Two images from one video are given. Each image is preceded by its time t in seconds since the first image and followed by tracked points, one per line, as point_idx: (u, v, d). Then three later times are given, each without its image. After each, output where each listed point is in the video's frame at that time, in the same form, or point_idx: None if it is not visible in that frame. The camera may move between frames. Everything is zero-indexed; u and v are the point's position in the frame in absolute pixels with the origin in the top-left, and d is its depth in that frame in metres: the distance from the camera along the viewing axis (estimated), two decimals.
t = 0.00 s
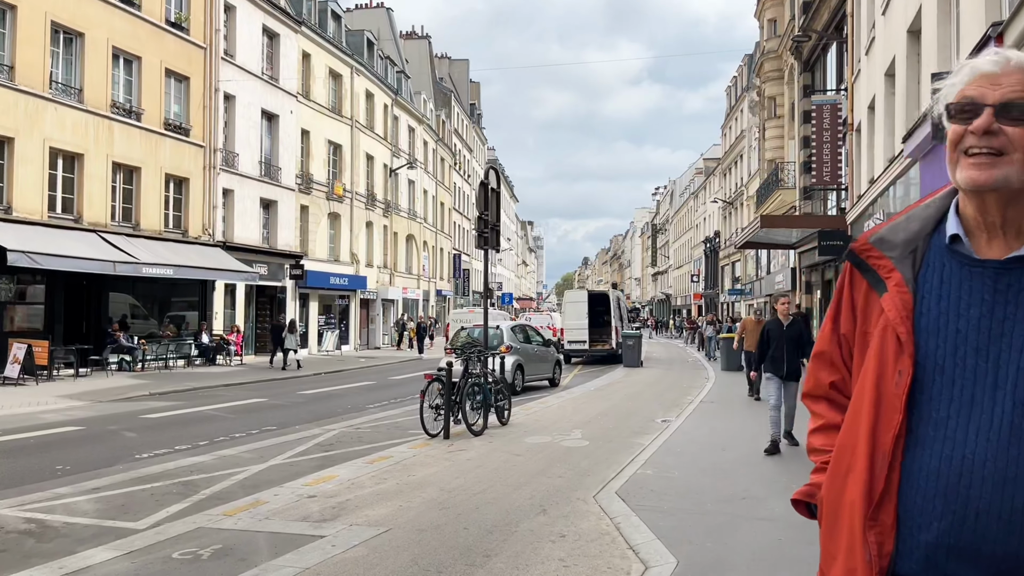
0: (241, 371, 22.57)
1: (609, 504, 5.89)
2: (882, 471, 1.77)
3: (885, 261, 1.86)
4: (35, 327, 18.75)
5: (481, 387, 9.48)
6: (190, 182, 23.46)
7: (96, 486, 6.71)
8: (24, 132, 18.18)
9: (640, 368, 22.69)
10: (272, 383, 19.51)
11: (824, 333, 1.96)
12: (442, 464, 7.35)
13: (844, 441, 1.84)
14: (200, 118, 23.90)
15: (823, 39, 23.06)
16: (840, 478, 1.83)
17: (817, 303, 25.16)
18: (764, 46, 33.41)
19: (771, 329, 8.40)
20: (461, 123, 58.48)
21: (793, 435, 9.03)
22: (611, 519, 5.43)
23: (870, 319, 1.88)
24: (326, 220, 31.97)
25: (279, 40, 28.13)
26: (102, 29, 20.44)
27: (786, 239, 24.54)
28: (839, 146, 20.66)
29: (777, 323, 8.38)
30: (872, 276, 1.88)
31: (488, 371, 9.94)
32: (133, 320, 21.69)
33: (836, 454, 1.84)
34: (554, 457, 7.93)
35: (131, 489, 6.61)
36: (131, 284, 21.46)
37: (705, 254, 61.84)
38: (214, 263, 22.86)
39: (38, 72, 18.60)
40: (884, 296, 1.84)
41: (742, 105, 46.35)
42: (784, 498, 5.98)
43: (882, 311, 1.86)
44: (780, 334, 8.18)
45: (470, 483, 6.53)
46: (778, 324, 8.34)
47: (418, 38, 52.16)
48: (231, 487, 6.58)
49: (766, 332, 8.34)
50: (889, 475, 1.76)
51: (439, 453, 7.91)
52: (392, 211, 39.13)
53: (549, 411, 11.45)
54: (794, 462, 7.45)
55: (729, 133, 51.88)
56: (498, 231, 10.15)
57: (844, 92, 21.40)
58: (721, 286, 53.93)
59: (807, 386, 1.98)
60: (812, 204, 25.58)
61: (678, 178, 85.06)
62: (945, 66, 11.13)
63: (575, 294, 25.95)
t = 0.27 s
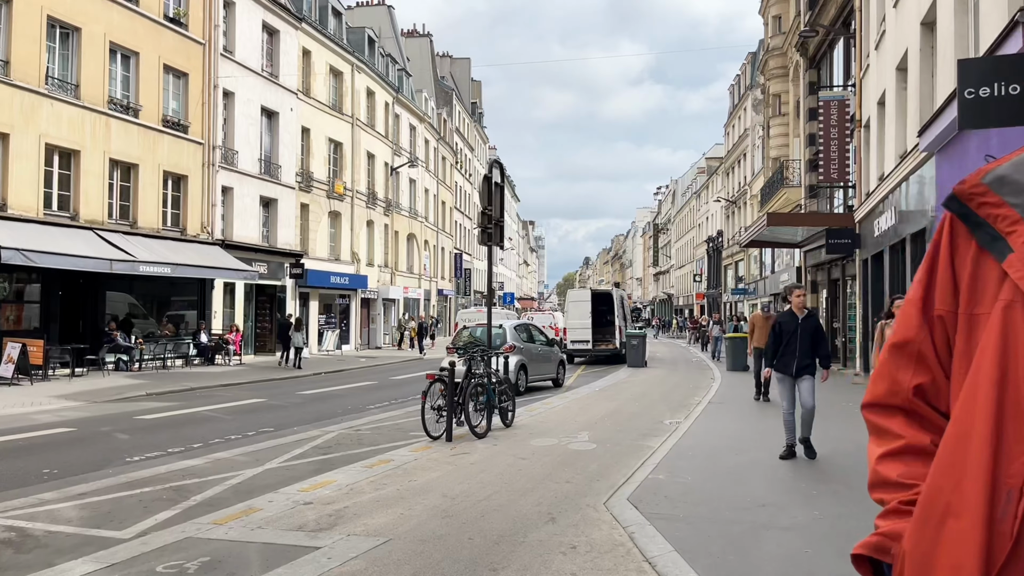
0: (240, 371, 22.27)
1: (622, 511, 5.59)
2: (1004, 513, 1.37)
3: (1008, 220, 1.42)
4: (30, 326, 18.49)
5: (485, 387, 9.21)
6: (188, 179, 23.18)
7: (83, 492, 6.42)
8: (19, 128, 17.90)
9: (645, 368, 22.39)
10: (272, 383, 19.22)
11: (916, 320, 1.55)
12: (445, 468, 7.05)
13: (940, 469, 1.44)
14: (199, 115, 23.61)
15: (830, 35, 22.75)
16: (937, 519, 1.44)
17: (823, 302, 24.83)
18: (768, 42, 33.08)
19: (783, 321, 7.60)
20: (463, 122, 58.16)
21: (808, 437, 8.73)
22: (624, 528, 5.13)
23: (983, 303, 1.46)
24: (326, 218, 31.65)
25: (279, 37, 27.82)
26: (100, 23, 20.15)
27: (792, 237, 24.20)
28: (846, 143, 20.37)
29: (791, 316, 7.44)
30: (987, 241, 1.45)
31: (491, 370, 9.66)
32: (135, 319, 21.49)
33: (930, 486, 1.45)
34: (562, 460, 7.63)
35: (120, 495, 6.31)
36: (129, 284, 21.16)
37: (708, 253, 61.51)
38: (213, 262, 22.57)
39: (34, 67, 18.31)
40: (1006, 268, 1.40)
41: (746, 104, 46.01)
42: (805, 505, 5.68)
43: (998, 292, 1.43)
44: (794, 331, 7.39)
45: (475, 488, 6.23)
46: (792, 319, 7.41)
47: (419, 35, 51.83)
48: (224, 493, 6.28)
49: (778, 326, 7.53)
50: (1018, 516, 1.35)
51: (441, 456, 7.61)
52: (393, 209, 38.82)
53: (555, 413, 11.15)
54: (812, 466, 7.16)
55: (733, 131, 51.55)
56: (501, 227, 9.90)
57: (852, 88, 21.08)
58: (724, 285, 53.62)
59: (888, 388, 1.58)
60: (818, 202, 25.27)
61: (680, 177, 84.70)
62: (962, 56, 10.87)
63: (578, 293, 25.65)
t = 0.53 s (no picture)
0: (239, 372, 21.99)
1: (632, 528, 5.29)
2: None
3: None
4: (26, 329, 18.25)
5: (487, 396, 8.88)
6: (187, 179, 22.91)
7: (66, 505, 6.14)
8: (14, 126, 17.62)
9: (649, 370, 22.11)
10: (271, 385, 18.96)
11: None
12: (445, 479, 6.76)
13: None
14: (197, 114, 23.34)
15: (837, 32, 22.47)
16: None
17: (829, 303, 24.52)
18: (773, 40, 32.78)
19: (802, 327, 6.98)
20: (465, 121, 57.87)
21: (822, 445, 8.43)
22: (635, 547, 4.85)
23: None
24: (327, 218, 31.38)
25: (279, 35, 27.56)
26: (96, 21, 19.88)
27: (797, 237, 23.90)
28: (854, 141, 20.10)
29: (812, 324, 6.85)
30: None
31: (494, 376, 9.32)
32: (139, 321, 21.55)
33: None
34: (567, 470, 7.33)
35: (103, 509, 6.03)
36: (126, 287, 20.90)
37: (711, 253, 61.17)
38: (212, 262, 22.29)
39: (30, 65, 18.04)
40: None
41: (749, 103, 45.71)
42: (826, 522, 5.39)
43: None
44: (815, 341, 6.80)
45: (477, 502, 5.93)
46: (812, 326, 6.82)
47: (420, 34, 51.57)
48: (213, 507, 6.00)
49: (797, 334, 6.89)
50: None
51: (442, 466, 7.32)
52: (394, 209, 38.54)
53: (559, 418, 10.85)
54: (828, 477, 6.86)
55: (736, 131, 51.24)
56: (504, 227, 9.54)
57: (859, 86, 20.78)
58: (727, 285, 53.32)
59: None
60: (824, 202, 24.98)
61: (682, 177, 84.39)
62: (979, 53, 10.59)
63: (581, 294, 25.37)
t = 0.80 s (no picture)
0: (237, 372, 21.73)
1: (640, 535, 5.02)
2: None
3: None
4: (21, 328, 18.00)
5: (487, 395, 8.62)
6: (184, 176, 22.65)
7: (47, 510, 5.87)
8: (8, 123, 17.37)
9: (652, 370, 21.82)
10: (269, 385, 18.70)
11: None
12: (443, 483, 6.48)
13: None
14: (195, 111, 23.07)
15: (843, 27, 22.16)
16: None
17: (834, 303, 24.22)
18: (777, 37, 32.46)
19: (822, 322, 6.45)
20: (466, 120, 57.58)
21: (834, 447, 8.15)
22: (644, 557, 4.57)
23: None
24: (326, 217, 31.11)
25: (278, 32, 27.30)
26: (92, 16, 19.61)
27: (802, 235, 23.62)
28: (860, 138, 19.80)
29: (835, 318, 6.36)
30: None
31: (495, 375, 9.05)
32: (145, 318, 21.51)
33: None
34: (571, 474, 7.05)
35: (85, 514, 5.75)
36: (123, 284, 20.62)
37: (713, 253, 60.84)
38: (209, 261, 22.04)
39: (24, 61, 17.78)
40: None
41: (752, 101, 45.41)
42: (845, 530, 5.11)
43: None
44: (839, 335, 6.30)
45: (477, 507, 5.66)
46: (836, 321, 6.32)
47: (421, 32, 51.25)
48: (200, 513, 5.72)
49: (819, 330, 6.38)
50: None
51: (441, 469, 7.04)
52: (394, 208, 38.27)
53: (562, 419, 10.57)
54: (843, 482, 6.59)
55: (738, 129, 50.95)
56: (506, 222, 9.27)
57: (865, 82, 20.50)
58: (730, 285, 53.04)
59: None
60: (829, 200, 24.68)
61: (684, 176, 84.12)
62: (994, 43, 10.30)
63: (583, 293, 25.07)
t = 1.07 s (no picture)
0: (234, 373, 21.48)
1: (643, 549, 4.75)
2: None
3: None
4: (13, 329, 17.76)
5: (484, 399, 8.33)
6: (180, 175, 22.39)
7: (21, 521, 5.60)
8: None
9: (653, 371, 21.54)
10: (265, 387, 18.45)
11: None
12: (436, 491, 6.20)
13: None
14: (191, 109, 22.80)
15: (846, 23, 21.89)
16: None
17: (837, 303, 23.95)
18: (779, 35, 32.18)
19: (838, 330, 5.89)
20: (466, 119, 57.32)
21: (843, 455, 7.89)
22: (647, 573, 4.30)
23: None
24: (325, 216, 30.86)
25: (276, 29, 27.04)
26: (86, 13, 19.36)
27: (804, 234, 23.35)
28: (865, 135, 19.53)
29: (852, 326, 5.80)
30: None
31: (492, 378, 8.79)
32: (143, 318, 21.30)
33: None
34: (570, 481, 6.78)
35: (61, 525, 5.48)
36: (118, 284, 20.35)
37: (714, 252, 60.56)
38: (206, 261, 21.79)
39: (17, 57, 17.53)
40: None
41: (754, 100, 45.14)
42: (859, 543, 4.85)
43: None
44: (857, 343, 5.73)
45: (471, 519, 5.39)
46: (853, 328, 5.77)
47: (421, 30, 50.98)
48: (180, 525, 5.44)
49: (835, 338, 5.81)
50: None
51: (435, 476, 6.76)
52: (393, 207, 38.02)
53: (561, 423, 10.30)
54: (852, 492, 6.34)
55: (740, 128, 50.69)
56: (504, 220, 9.05)
57: (869, 78, 20.23)
58: (731, 285, 52.78)
59: None
60: (832, 199, 24.39)
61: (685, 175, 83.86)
62: (1005, 37, 10.04)
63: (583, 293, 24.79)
